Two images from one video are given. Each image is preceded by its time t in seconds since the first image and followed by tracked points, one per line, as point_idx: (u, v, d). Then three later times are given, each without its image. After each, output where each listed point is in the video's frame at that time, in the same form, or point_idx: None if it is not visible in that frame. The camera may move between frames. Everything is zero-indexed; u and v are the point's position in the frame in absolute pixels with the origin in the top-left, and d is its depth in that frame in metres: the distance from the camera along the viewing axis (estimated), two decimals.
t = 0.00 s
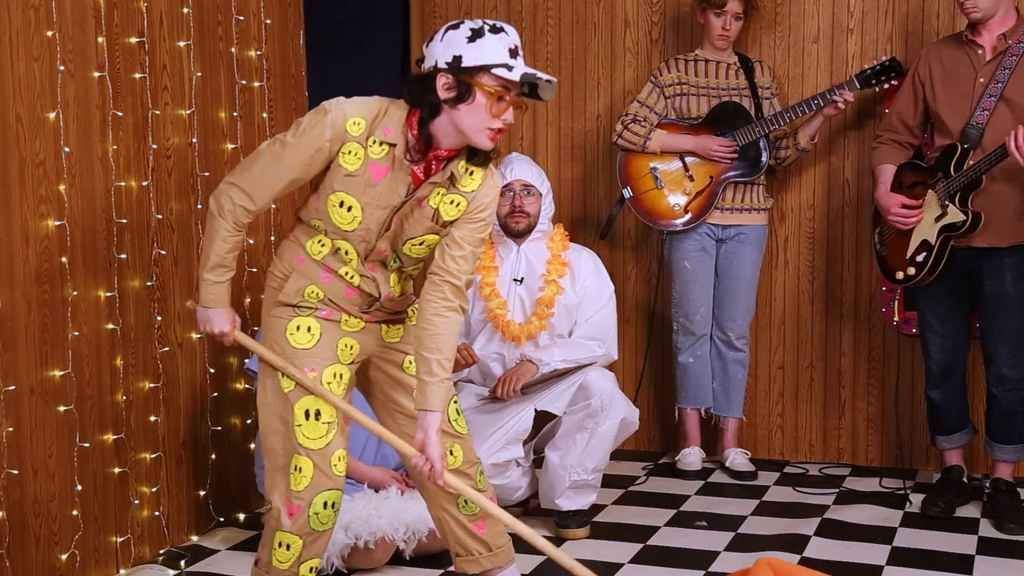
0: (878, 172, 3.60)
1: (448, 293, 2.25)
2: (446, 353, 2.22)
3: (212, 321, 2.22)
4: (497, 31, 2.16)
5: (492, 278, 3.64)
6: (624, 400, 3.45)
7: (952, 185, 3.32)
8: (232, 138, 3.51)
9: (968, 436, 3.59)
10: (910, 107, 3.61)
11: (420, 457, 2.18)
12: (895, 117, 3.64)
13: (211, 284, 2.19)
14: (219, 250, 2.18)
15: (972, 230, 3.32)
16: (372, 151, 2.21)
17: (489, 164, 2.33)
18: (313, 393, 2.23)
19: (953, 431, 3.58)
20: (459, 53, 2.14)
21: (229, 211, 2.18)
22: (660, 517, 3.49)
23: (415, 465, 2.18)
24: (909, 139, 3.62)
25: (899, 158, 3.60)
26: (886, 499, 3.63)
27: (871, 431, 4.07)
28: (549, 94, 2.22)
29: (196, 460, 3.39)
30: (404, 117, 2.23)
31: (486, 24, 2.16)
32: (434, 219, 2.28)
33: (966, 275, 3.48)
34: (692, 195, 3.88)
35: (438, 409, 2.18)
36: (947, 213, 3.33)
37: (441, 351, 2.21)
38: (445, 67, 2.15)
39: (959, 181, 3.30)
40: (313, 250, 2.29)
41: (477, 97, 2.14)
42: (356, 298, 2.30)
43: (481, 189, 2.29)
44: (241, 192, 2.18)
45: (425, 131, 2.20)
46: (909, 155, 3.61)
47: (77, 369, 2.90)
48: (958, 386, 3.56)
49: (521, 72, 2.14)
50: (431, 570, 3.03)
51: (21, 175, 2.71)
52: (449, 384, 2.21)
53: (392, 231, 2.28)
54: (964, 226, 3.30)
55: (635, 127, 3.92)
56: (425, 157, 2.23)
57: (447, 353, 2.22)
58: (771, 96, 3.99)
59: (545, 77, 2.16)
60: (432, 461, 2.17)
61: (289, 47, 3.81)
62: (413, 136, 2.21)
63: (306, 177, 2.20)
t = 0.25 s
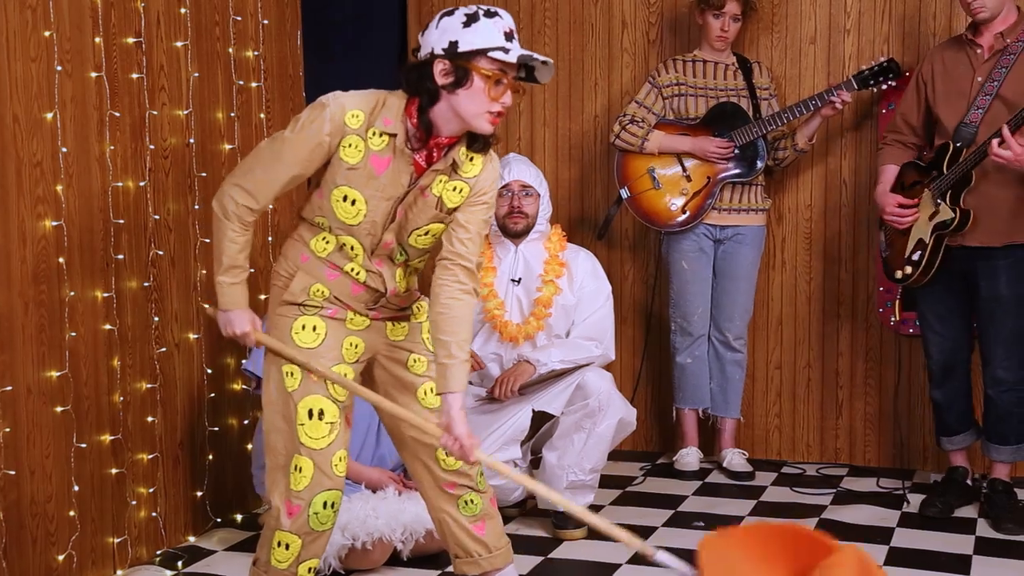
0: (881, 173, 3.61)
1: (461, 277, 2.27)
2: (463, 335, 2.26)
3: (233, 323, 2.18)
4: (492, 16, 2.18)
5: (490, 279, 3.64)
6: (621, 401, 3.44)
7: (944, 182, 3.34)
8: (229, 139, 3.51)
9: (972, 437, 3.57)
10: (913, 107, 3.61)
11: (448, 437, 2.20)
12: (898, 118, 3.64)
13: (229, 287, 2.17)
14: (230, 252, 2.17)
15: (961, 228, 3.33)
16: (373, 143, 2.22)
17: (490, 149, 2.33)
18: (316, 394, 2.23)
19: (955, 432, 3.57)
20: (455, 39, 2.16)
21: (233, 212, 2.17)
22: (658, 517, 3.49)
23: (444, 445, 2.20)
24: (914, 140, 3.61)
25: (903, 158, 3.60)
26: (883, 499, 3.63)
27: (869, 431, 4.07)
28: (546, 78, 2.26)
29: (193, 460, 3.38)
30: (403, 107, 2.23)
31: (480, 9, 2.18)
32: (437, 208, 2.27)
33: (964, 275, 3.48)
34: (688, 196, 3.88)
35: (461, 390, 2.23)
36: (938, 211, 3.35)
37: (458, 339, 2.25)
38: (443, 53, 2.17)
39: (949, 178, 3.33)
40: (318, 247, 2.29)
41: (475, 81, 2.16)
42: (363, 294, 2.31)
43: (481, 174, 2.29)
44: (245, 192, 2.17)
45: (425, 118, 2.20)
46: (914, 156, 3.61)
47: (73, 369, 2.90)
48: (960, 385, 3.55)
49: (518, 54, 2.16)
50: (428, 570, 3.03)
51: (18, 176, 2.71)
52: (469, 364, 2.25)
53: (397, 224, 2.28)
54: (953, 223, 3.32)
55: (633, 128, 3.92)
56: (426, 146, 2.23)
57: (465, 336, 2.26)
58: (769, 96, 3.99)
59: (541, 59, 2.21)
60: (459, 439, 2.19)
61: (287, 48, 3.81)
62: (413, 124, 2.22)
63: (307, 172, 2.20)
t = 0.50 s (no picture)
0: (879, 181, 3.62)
1: (480, 263, 2.34)
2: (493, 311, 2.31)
3: (283, 354, 2.18)
4: (478, 13, 2.22)
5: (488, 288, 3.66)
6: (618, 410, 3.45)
7: (941, 192, 3.34)
8: (226, 146, 3.50)
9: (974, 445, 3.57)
10: (912, 115, 3.62)
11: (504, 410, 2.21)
12: (897, 126, 3.65)
13: (267, 319, 2.19)
14: (257, 283, 2.19)
15: (959, 237, 3.33)
16: (365, 146, 2.23)
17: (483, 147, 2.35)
18: (311, 400, 2.23)
19: (957, 440, 3.56)
20: (442, 37, 2.21)
21: (251, 244, 2.19)
22: (655, 525, 3.48)
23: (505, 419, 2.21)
24: (912, 148, 3.62)
25: (901, 166, 3.60)
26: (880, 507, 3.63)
27: (866, 439, 4.07)
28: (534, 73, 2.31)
29: (190, 468, 3.38)
30: (393, 109, 2.24)
31: (467, 6, 2.22)
32: (434, 208, 2.29)
33: (961, 283, 3.48)
34: (684, 204, 3.89)
35: (506, 363, 2.27)
36: (936, 220, 3.35)
37: (493, 319, 2.31)
38: (431, 52, 2.22)
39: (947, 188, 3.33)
40: (313, 253, 2.29)
41: (464, 78, 2.20)
42: (358, 301, 2.30)
43: (475, 170, 2.32)
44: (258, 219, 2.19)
45: (415, 120, 2.22)
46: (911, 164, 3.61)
47: (70, 376, 2.89)
48: (962, 393, 3.55)
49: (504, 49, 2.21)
50: None
51: (15, 183, 2.70)
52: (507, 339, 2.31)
53: (393, 227, 2.29)
54: (951, 232, 3.32)
55: (630, 136, 3.93)
56: (417, 147, 2.25)
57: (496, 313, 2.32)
58: (765, 104, 3.98)
59: (527, 52, 2.25)
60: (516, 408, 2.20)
61: (284, 55, 3.81)
62: (404, 127, 2.23)
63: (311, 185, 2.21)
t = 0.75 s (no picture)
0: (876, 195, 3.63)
1: (477, 258, 2.32)
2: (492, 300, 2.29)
3: (296, 369, 2.19)
4: (467, 23, 2.23)
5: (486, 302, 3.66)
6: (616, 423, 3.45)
7: (939, 207, 3.35)
8: (224, 159, 3.51)
9: (971, 458, 3.56)
10: (908, 129, 3.63)
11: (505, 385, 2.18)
12: (894, 139, 3.66)
13: (277, 336, 2.20)
14: (267, 302, 2.20)
15: (956, 251, 3.34)
16: (358, 158, 2.24)
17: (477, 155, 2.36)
18: (308, 412, 2.24)
19: (955, 453, 3.56)
20: (432, 48, 2.22)
21: (257, 263, 2.20)
22: (653, 539, 3.48)
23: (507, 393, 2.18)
24: (909, 161, 3.64)
25: (898, 179, 3.61)
26: (878, 520, 3.63)
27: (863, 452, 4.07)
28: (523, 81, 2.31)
29: (187, 481, 3.37)
30: (384, 120, 2.26)
31: (456, 16, 2.24)
32: (429, 217, 2.29)
33: (958, 297, 3.48)
34: (682, 217, 3.89)
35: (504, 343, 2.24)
36: (933, 235, 3.36)
37: (491, 308, 2.28)
38: (421, 62, 2.23)
39: (944, 203, 3.34)
40: (309, 266, 2.30)
41: (454, 87, 2.21)
42: (354, 313, 2.30)
43: (468, 177, 2.32)
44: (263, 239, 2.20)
45: (407, 130, 2.24)
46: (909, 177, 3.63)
47: (67, 389, 2.89)
48: (959, 407, 3.55)
49: (495, 57, 2.22)
50: None
51: (13, 197, 2.71)
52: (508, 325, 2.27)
53: (387, 239, 2.29)
54: (948, 248, 3.33)
55: (626, 149, 3.93)
56: (409, 157, 2.25)
57: (495, 301, 2.29)
58: (760, 117, 3.99)
59: (518, 60, 2.25)
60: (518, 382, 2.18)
61: (282, 68, 3.82)
62: (396, 137, 2.24)
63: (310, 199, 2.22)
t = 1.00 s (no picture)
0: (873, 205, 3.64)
1: (459, 268, 2.28)
2: (469, 312, 2.24)
3: (271, 368, 2.19)
4: (460, 29, 2.24)
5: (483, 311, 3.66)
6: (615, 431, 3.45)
7: (937, 217, 3.35)
8: (222, 169, 3.51)
9: (970, 467, 3.56)
10: (904, 138, 3.63)
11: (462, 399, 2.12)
12: (890, 149, 3.67)
13: (256, 336, 2.21)
14: (250, 301, 2.22)
15: (954, 262, 3.34)
16: (350, 164, 2.24)
17: (471, 163, 2.35)
18: (304, 420, 2.24)
19: (953, 462, 3.55)
20: (424, 54, 2.22)
21: (243, 261, 2.22)
22: (651, 548, 3.47)
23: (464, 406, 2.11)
24: (905, 170, 3.64)
25: (895, 188, 3.63)
26: (877, 529, 3.62)
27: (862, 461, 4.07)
28: (516, 89, 2.31)
29: (185, 490, 3.37)
30: (377, 126, 2.27)
31: (449, 23, 2.24)
32: (422, 224, 2.28)
33: (957, 306, 3.48)
34: (680, 226, 3.89)
35: (473, 355, 2.19)
36: (931, 244, 3.36)
37: (465, 319, 2.23)
38: (412, 68, 2.24)
39: (943, 213, 3.33)
40: (304, 272, 2.30)
41: (446, 92, 2.22)
42: (351, 321, 2.31)
43: (461, 186, 2.31)
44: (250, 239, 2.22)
45: (399, 135, 2.25)
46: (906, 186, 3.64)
47: (65, 398, 2.89)
48: (957, 416, 3.55)
49: (486, 64, 2.22)
50: None
51: (11, 206, 2.71)
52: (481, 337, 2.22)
53: (380, 246, 2.28)
54: (946, 257, 3.33)
55: (623, 158, 3.93)
56: (402, 163, 2.25)
57: (472, 313, 2.24)
58: (756, 127, 4.00)
59: (510, 68, 2.26)
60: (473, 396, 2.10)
61: (280, 78, 3.82)
62: (388, 143, 2.25)
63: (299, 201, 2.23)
